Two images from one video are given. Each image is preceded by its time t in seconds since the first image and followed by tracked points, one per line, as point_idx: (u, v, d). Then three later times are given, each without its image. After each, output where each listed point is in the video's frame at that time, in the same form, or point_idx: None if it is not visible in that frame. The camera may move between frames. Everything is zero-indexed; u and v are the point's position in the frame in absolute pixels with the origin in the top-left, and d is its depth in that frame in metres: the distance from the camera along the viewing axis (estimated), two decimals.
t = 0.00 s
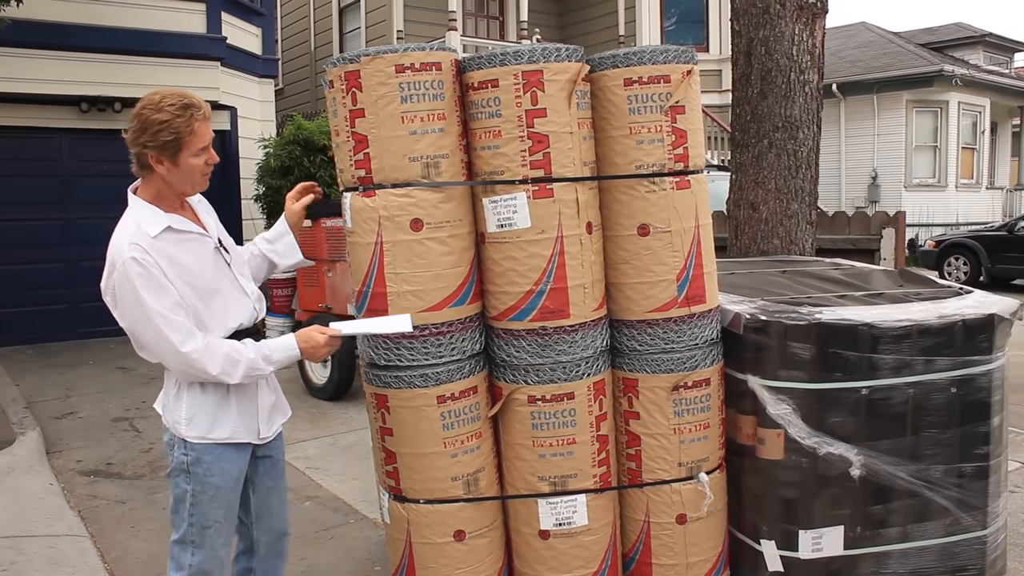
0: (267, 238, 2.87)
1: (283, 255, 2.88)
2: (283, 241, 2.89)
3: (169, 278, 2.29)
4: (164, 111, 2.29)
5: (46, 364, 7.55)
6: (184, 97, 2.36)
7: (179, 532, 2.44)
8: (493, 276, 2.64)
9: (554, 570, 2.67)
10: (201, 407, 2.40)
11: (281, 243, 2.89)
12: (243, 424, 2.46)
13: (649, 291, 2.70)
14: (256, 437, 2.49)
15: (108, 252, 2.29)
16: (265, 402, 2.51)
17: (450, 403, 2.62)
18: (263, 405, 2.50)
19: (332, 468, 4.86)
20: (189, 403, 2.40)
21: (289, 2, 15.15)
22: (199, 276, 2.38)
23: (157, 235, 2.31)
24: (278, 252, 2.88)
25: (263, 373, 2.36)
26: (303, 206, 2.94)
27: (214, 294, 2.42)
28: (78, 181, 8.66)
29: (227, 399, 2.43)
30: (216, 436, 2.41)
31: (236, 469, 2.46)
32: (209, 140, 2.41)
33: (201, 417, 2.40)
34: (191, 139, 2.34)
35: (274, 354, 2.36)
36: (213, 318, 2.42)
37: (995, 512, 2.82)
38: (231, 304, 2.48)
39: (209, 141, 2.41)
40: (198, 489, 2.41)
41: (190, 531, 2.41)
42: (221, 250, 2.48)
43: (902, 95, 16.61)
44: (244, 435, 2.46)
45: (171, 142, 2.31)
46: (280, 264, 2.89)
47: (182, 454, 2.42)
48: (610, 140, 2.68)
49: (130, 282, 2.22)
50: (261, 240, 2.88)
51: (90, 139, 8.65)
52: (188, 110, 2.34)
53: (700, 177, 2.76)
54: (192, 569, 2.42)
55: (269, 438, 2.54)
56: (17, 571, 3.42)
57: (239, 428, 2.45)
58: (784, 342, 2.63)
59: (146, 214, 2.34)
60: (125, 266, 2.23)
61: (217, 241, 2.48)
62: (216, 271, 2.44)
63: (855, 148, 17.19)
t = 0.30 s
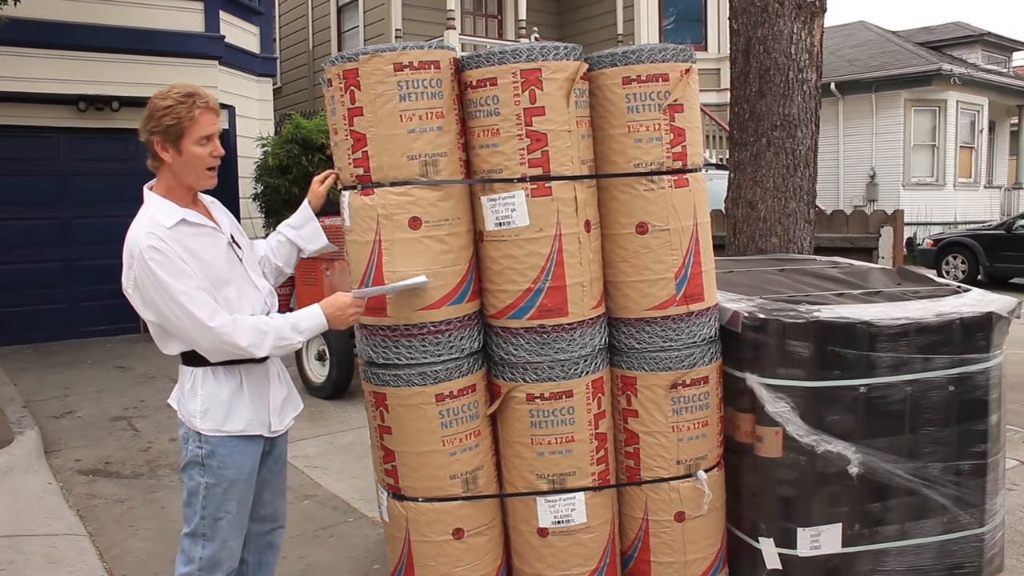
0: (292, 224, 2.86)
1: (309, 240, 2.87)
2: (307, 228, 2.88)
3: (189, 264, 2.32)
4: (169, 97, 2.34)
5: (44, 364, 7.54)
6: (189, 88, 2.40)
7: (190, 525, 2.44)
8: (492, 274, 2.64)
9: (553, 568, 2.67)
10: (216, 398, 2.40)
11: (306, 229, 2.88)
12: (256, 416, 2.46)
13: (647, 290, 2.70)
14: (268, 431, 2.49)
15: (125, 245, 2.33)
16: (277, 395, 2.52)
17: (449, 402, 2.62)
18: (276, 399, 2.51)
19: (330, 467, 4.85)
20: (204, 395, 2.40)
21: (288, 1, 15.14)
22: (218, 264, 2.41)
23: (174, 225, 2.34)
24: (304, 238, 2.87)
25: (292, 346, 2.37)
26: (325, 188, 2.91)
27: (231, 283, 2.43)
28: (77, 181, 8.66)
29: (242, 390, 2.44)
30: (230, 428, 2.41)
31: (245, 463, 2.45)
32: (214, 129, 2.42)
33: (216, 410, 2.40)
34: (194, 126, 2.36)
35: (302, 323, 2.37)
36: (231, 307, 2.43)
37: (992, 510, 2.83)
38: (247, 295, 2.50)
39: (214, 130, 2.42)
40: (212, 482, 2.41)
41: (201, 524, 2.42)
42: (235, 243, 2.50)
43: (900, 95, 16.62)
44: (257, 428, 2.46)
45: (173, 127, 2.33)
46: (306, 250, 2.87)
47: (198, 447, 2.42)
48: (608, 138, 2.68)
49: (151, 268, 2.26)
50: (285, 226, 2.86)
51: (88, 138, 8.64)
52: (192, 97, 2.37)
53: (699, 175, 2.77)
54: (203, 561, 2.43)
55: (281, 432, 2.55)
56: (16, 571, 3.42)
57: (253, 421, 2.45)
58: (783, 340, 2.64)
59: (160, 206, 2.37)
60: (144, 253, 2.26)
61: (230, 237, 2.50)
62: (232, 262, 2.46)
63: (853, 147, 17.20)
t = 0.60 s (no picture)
0: (298, 226, 2.85)
1: (315, 242, 2.86)
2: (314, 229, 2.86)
3: (195, 253, 2.33)
4: (177, 87, 2.39)
5: (40, 361, 7.53)
6: (200, 80, 2.44)
7: (188, 519, 2.44)
8: (489, 271, 2.63)
9: (551, 564, 2.68)
10: (211, 393, 2.40)
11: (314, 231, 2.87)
12: (251, 413, 2.45)
13: (644, 286, 2.70)
14: (263, 428, 2.49)
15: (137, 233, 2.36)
16: (274, 394, 2.51)
17: (447, 398, 2.62)
18: (273, 398, 2.50)
19: (328, 463, 4.85)
20: (200, 389, 2.40)
21: None
22: (225, 256, 2.41)
23: (185, 215, 2.35)
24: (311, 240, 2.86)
25: (290, 335, 2.35)
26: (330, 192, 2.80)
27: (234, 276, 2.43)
28: (72, 178, 8.64)
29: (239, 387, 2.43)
30: (224, 423, 2.40)
31: (242, 457, 2.45)
32: (219, 118, 2.42)
33: (211, 404, 2.39)
34: (196, 113, 2.38)
35: (300, 314, 2.35)
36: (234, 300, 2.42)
37: (989, 504, 2.83)
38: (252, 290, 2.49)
39: (220, 120, 2.42)
40: (208, 476, 2.41)
41: (198, 518, 2.42)
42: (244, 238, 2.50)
43: (897, 89, 16.61)
44: (251, 425, 2.45)
45: (176, 114, 2.37)
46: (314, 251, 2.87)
47: (193, 440, 2.42)
48: (605, 135, 2.67)
49: (157, 254, 2.29)
50: (293, 229, 2.86)
51: (83, 135, 8.61)
52: (199, 87, 2.41)
53: (696, 171, 2.76)
54: (200, 556, 2.43)
55: (277, 430, 2.54)
56: (13, 569, 3.41)
57: (247, 417, 2.44)
58: (780, 336, 2.64)
59: (172, 195, 2.39)
60: (151, 240, 2.28)
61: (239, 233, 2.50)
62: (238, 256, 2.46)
63: (850, 142, 17.20)
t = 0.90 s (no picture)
0: (304, 228, 2.84)
1: (322, 242, 2.87)
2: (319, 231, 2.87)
3: (196, 252, 2.35)
4: (210, 88, 2.48)
5: (37, 363, 7.52)
6: (233, 85, 2.52)
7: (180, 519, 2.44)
8: (486, 272, 2.63)
9: (549, 565, 2.68)
10: (199, 392, 2.42)
11: (319, 233, 2.87)
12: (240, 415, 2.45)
13: (641, 287, 2.70)
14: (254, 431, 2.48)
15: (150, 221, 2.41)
16: (265, 398, 2.50)
17: (444, 400, 2.62)
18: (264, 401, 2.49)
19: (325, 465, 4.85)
20: (190, 389, 2.43)
21: None
22: (225, 261, 2.42)
23: (198, 211, 2.39)
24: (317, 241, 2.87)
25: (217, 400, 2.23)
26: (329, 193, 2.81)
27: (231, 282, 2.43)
28: (69, 179, 8.63)
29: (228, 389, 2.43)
30: (213, 423, 2.40)
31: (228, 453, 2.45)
32: (244, 121, 2.49)
33: (199, 403, 2.41)
34: (222, 112, 2.45)
35: (242, 405, 2.23)
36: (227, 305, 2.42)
37: (986, 505, 2.83)
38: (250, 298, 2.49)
39: (245, 122, 2.49)
40: (197, 474, 2.41)
41: (189, 518, 2.42)
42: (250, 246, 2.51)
43: (894, 90, 16.63)
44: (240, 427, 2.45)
45: (204, 112, 2.45)
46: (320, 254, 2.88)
47: (183, 438, 2.43)
48: (603, 137, 2.67)
49: (159, 244, 2.31)
50: (299, 232, 2.86)
51: (81, 137, 8.60)
52: (230, 89, 2.49)
53: (693, 173, 2.77)
54: (193, 557, 2.42)
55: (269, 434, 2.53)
56: (10, 571, 3.40)
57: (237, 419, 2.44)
58: (778, 337, 2.65)
59: (190, 190, 2.43)
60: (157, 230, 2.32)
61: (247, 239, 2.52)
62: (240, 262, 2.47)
63: (847, 143, 17.23)
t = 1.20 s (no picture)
0: (307, 232, 2.85)
1: (325, 245, 2.87)
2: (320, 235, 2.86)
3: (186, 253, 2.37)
4: (234, 93, 2.49)
5: (34, 364, 7.50)
6: (257, 90, 2.53)
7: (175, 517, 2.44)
8: (483, 271, 2.63)
9: (548, 565, 2.67)
10: (189, 391, 2.41)
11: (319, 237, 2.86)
12: (229, 416, 2.44)
13: (638, 285, 2.69)
14: (244, 433, 2.48)
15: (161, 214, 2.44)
16: (258, 401, 2.50)
17: (441, 399, 2.61)
18: (255, 404, 2.49)
19: (322, 465, 4.84)
20: (179, 386, 2.42)
21: None
22: (225, 269, 2.43)
23: (207, 214, 2.41)
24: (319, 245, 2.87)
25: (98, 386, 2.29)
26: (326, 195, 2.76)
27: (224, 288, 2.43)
28: (66, 180, 8.61)
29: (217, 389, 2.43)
30: (201, 423, 2.41)
31: (220, 452, 2.45)
32: (266, 125, 2.49)
33: (188, 403, 2.40)
34: (244, 116, 2.46)
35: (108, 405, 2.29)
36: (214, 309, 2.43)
37: (984, 502, 2.83)
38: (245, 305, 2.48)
39: (266, 126, 2.49)
40: (188, 471, 2.42)
41: (184, 515, 2.41)
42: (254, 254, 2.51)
43: (890, 88, 16.64)
44: (229, 428, 2.44)
45: (226, 116, 2.46)
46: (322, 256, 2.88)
47: (175, 435, 2.44)
48: (599, 135, 2.67)
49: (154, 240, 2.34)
50: (301, 236, 2.86)
51: (77, 137, 8.59)
52: (252, 93, 2.49)
53: (689, 170, 2.76)
54: (189, 555, 2.42)
55: (260, 437, 2.52)
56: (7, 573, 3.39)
57: (226, 420, 2.44)
58: (775, 335, 2.64)
59: (206, 190, 2.45)
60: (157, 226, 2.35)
61: (253, 245, 2.51)
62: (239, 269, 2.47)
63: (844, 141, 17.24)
